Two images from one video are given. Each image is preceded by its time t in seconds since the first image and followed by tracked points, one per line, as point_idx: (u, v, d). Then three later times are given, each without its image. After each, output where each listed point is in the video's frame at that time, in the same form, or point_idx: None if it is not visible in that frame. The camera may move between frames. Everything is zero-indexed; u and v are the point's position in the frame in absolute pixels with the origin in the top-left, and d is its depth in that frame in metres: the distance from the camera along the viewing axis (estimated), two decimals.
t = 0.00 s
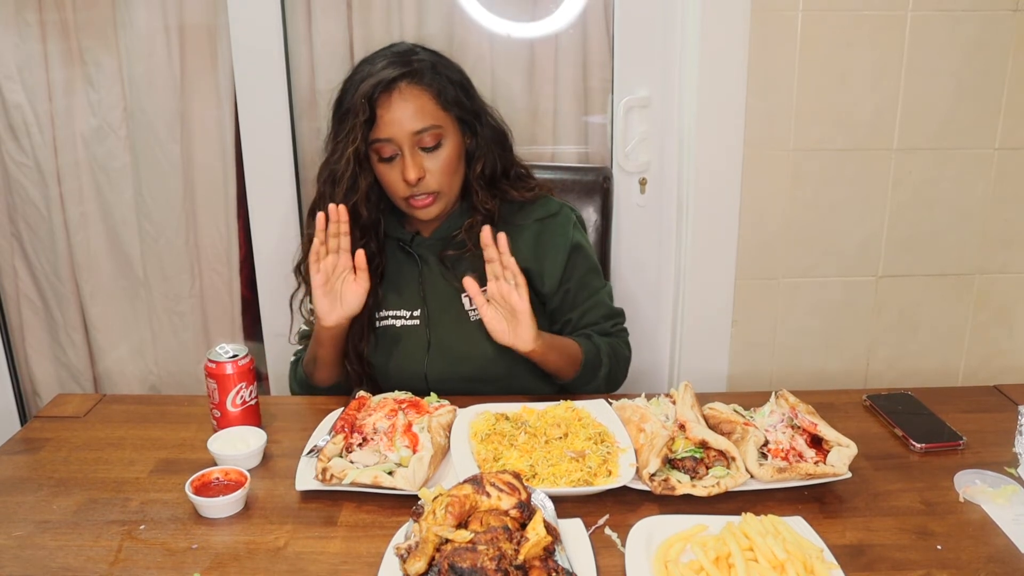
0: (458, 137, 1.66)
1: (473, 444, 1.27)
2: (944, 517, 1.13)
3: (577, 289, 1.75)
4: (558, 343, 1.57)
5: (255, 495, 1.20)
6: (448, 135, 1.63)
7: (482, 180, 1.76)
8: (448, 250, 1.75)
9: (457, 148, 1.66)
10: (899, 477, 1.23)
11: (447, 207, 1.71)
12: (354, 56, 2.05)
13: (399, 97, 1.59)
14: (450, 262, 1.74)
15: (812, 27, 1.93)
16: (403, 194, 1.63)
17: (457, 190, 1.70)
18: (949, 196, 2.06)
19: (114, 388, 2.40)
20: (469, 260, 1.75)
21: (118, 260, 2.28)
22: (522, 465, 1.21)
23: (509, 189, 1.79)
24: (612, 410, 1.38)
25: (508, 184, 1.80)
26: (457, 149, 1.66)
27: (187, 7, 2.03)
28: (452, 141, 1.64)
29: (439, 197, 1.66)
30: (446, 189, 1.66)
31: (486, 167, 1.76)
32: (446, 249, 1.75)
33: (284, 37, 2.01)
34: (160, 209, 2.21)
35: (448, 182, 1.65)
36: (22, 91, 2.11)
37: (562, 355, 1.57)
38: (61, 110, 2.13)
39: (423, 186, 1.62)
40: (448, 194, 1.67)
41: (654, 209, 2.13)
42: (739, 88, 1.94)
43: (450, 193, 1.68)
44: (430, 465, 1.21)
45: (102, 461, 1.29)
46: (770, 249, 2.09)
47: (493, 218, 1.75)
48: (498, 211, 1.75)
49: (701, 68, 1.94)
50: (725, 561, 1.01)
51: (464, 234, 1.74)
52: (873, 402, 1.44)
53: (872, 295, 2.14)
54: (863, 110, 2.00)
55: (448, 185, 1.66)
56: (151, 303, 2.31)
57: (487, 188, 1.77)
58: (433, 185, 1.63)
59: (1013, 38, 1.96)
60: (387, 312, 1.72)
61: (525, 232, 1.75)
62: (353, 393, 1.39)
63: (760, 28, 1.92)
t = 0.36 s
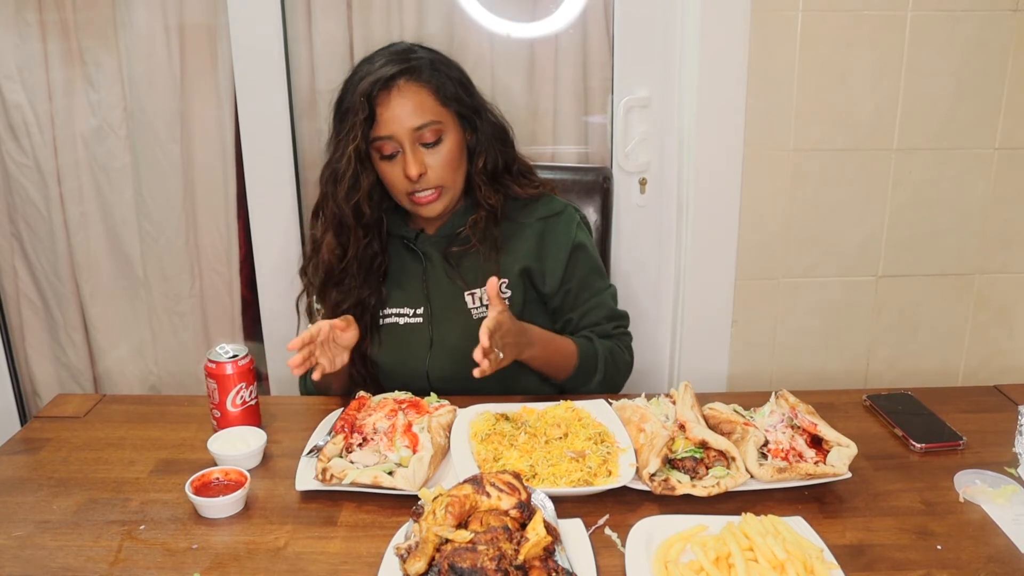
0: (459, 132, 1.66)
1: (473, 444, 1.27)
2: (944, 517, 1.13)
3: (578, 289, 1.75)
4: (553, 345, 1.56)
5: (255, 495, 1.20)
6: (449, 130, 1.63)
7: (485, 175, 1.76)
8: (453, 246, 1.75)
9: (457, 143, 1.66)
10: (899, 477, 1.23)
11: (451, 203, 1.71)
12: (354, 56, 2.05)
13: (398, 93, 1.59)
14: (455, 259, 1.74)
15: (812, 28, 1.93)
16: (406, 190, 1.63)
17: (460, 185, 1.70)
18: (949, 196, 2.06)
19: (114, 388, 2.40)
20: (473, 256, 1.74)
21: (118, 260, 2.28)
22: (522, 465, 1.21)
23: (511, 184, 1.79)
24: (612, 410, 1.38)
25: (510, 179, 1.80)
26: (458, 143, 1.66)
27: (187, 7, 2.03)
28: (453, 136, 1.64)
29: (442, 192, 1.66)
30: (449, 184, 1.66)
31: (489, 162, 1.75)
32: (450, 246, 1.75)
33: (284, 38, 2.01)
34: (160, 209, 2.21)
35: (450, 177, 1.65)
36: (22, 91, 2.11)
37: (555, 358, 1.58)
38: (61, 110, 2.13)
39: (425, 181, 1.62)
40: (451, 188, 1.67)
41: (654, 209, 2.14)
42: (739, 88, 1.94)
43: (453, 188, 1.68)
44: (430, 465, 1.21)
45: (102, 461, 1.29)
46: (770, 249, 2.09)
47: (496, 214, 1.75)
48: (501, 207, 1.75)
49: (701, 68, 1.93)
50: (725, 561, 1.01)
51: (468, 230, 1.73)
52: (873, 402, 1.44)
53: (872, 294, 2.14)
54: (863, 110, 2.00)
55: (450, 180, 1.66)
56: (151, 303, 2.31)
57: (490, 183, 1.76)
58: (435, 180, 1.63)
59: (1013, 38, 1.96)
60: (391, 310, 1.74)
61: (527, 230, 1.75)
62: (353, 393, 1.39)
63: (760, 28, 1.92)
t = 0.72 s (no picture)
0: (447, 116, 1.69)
1: (473, 444, 1.27)
2: (944, 517, 1.13)
3: (585, 293, 1.76)
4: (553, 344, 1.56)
5: (255, 495, 1.20)
6: (435, 115, 1.66)
7: (480, 160, 1.75)
8: (460, 242, 1.74)
9: (447, 128, 1.68)
10: (899, 477, 1.23)
11: (452, 190, 1.72)
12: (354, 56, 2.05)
13: (378, 87, 1.63)
14: (462, 258, 1.74)
15: (811, 28, 1.93)
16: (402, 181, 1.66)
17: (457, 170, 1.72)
18: (949, 196, 2.06)
19: (114, 388, 2.40)
20: (480, 254, 1.74)
21: (118, 260, 2.28)
22: (522, 465, 1.21)
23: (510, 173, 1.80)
24: (612, 410, 1.38)
25: (507, 165, 1.80)
26: (447, 128, 1.68)
27: (187, 7, 2.03)
28: (439, 121, 1.67)
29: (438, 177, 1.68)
30: (443, 168, 1.68)
31: (482, 146, 1.74)
32: (459, 239, 1.75)
33: (284, 37, 2.01)
34: (161, 209, 2.21)
35: (444, 161, 1.68)
36: (22, 91, 2.11)
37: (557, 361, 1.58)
38: (61, 110, 2.13)
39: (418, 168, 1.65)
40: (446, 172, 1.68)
41: (654, 208, 2.13)
42: (739, 88, 1.94)
43: (449, 173, 1.70)
44: (430, 466, 1.21)
45: (102, 461, 1.29)
46: (770, 250, 2.09)
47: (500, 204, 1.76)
48: (501, 192, 1.76)
49: (702, 68, 1.94)
50: (725, 561, 1.01)
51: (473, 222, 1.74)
52: (873, 402, 1.44)
53: (872, 294, 2.14)
54: (863, 110, 2.00)
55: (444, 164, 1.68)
56: (151, 303, 2.31)
57: (486, 169, 1.76)
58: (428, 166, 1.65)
59: (1013, 38, 1.96)
60: (397, 309, 1.74)
61: (536, 231, 1.75)
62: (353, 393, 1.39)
63: (760, 28, 1.92)
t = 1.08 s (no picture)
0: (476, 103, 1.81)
1: (473, 445, 1.27)
2: (943, 517, 1.13)
3: (591, 288, 1.79)
4: (561, 330, 1.60)
5: (255, 495, 1.20)
6: (465, 96, 1.80)
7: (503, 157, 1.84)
8: (472, 236, 1.81)
9: (474, 112, 1.81)
10: (899, 477, 1.23)
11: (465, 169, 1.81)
12: (354, 56, 2.05)
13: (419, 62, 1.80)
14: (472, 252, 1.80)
15: (811, 28, 1.93)
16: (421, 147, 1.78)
17: (475, 151, 1.82)
18: (949, 196, 2.06)
19: (114, 388, 2.40)
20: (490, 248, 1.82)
21: (118, 259, 2.28)
22: (522, 465, 1.21)
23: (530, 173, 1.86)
24: (612, 410, 1.38)
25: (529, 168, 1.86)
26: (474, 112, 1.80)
27: (187, 7, 2.03)
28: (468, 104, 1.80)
29: (451, 152, 1.79)
30: (461, 145, 1.79)
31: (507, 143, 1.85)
32: (469, 232, 1.81)
33: (284, 36, 2.01)
34: (161, 209, 2.21)
35: (463, 138, 1.79)
36: (22, 91, 2.11)
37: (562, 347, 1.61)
38: (61, 110, 2.13)
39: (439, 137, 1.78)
40: (464, 149, 1.80)
41: (654, 208, 2.12)
42: (739, 88, 1.94)
43: (466, 151, 1.80)
44: (430, 466, 1.21)
45: (102, 461, 1.29)
46: (769, 250, 2.09)
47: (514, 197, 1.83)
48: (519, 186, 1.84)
49: (702, 68, 1.94)
50: (725, 561, 1.01)
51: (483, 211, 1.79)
52: (873, 402, 1.44)
53: (872, 294, 2.14)
54: (863, 110, 2.00)
55: (464, 142, 1.80)
56: (151, 303, 2.31)
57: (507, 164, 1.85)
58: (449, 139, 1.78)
59: (1013, 38, 1.96)
60: (405, 302, 1.76)
61: (544, 227, 1.79)
62: (353, 393, 1.39)
63: (760, 28, 1.92)
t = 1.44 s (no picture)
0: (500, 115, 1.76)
1: (473, 445, 1.27)
2: (943, 517, 1.13)
3: (592, 294, 1.79)
4: (560, 340, 1.58)
5: (255, 495, 1.20)
6: (490, 107, 1.74)
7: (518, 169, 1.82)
8: (479, 235, 1.79)
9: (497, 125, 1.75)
10: (898, 477, 1.23)
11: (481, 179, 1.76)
12: (354, 55, 2.05)
13: (449, 63, 1.73)
14: (479, 251, 1.79)
15: (811, 28, 1.93)
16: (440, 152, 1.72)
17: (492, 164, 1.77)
18: (949, 196, 2.06)
19: (114, 388, 2.40)
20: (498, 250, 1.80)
21: (118, 259, 2.28)
22: (522, 465, 1.21)
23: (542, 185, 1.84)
24: (612, 410, 1.38)
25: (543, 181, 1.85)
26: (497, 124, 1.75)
27: (187, 7, 2.03)
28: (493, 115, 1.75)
29: (472, 163, 1.73)
30: (481, 157, 1.73)
31: (524, 157, 1.81)
32: (477, 234, 1.80)
33: (284, 36, 2.01)
34: (160, 209, 2.21)
35: (483, 150, 1.73)
36: (22, 91, 2.11)
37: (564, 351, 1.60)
38: (61, 110, 2.13)
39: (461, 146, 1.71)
40: (482, 161, 1.74)
41: (654, 208, 2.12)
42: (739, 88, 1.94)
43: (484, 163, 1.75)
44: (430, 465, 1.21)
45: (102, 461, 1.29)
46: (769, 250, 2.09)
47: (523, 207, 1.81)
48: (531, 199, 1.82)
49: (702, 68, 1.94)
50: (725, 561, 1.01)
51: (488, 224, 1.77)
52: (873, 402, 1.44)
53: (872, 294, 2.14)
54: (863, 109, 2.00)
55: (483, 154, 1.74)
56: (151, 303, 2.31)
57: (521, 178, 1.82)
58: (470, 149, 1.72)
59: (1013, 38, 1.96)
60: (411, 300, 1.76)
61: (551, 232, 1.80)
62: (353, 393, 1.39)
63: (760, 29, 1.92)
